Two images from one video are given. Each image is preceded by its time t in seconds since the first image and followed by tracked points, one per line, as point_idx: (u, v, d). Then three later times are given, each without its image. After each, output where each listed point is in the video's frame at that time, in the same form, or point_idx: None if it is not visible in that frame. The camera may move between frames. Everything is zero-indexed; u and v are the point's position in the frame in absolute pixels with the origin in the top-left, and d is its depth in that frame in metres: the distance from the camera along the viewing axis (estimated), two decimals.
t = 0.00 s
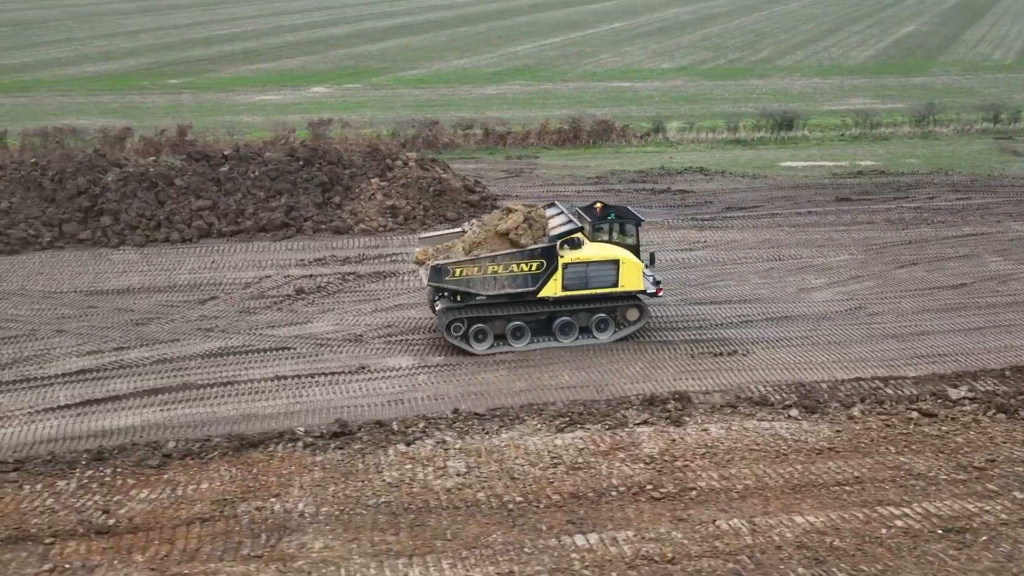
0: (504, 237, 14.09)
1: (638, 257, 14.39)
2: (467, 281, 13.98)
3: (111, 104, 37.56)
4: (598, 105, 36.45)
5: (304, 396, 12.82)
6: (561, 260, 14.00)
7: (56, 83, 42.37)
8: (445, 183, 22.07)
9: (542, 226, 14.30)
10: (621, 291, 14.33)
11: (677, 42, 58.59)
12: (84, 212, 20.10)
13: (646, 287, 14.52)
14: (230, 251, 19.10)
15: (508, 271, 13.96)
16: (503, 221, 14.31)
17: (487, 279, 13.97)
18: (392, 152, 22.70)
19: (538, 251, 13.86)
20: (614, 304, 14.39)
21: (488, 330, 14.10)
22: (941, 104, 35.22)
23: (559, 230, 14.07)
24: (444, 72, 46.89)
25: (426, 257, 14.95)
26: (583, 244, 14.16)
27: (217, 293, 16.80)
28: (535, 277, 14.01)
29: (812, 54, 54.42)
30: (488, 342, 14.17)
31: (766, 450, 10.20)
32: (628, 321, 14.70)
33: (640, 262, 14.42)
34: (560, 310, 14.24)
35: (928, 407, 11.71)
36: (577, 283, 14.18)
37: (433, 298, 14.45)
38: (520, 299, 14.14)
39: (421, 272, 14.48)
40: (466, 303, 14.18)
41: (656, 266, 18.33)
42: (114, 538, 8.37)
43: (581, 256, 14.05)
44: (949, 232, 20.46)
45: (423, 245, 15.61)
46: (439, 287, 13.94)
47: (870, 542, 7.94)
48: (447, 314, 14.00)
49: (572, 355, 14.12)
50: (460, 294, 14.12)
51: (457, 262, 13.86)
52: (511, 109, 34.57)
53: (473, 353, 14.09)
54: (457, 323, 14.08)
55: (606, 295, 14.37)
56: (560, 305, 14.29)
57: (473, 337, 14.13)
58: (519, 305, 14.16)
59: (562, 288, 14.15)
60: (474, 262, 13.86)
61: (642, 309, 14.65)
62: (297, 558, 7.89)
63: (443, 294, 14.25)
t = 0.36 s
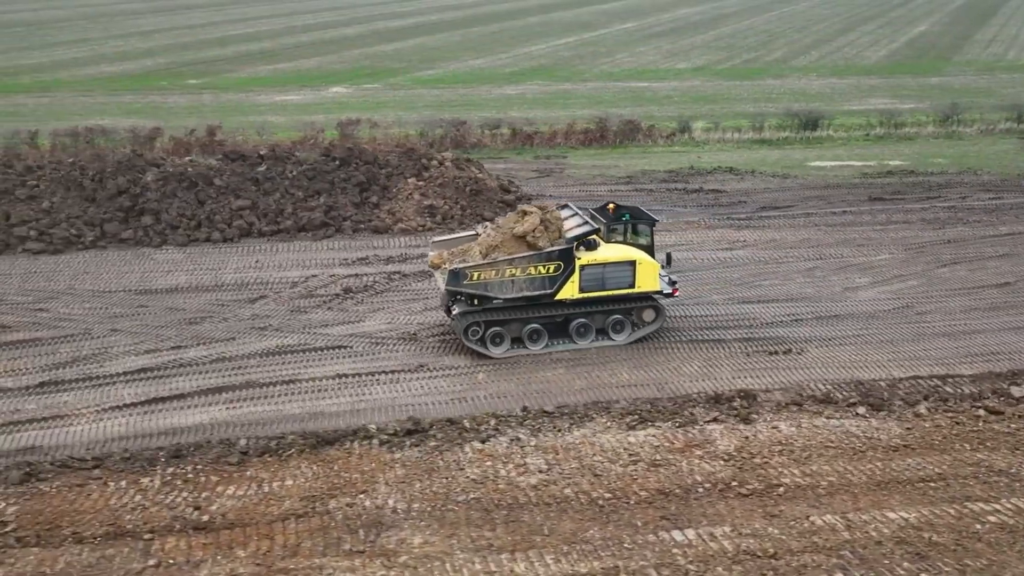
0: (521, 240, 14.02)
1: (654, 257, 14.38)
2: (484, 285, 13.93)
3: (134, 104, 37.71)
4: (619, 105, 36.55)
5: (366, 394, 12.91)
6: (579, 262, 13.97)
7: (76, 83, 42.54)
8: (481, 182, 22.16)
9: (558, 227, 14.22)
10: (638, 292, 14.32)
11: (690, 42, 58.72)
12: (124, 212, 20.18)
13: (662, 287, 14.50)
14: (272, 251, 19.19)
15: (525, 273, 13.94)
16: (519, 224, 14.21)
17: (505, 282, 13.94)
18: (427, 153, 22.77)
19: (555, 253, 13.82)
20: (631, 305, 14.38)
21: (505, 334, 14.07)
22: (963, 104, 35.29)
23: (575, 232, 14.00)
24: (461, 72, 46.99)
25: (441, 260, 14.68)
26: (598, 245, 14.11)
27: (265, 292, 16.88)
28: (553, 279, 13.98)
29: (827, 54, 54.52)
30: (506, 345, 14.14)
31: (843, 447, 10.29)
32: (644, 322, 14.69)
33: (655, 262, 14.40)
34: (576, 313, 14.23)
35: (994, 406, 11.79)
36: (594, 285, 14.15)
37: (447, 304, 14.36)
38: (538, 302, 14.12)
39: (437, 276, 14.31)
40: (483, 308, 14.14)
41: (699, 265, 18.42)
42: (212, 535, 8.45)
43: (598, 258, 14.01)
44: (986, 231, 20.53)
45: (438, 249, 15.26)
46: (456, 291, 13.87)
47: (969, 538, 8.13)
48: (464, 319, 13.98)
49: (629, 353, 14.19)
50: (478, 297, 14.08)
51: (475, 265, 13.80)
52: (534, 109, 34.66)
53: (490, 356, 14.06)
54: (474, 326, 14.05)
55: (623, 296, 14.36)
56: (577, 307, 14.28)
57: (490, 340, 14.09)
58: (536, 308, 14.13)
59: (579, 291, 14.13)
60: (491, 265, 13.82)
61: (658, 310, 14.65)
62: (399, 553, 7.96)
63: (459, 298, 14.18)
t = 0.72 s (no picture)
0: (542, 242, 14.06)
1: (672, 258, 14.40)
2: (505, 288, 13.84)
3: (157, 104, 37.81)
4: (642, 105, 36.63)
5: (432, 392, 13.00)
6: (599, 264, 13.94)
7: (97, 83, 42.65)
8: (519, 181, 22.24)
9: (576, 230, 14.27)
10: (657, 294, 14.32)
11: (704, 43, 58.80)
12: (168, 212, 20.26)
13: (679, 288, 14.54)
14: (316, 250, 19.29)
15: (546, 276, 13.86)
16: (539, 226, 14.24)
17: (526, 285, 13.86)
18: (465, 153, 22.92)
19: (576, 255, 13.79)
20: (650, 306, 14.41)
21: (525, 337, 13.99)
22: (985, 104, 35.40)
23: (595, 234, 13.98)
24: (480, 72, 47.06)
25: (460, 263, 14.48)
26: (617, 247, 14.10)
27: (317, 291, 16.96)
28: (573, 282, 13.94)
29: (842, 54, 54.61)
30: (526, 349, 14.04)
31: (922, 444, 10.39)
32: (662, 324, 14.69)
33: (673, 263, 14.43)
34: (595, 315, 14.20)
35: None
36: (614, 287, 14.13)
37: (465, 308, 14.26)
38: (558, 305, 14.08)
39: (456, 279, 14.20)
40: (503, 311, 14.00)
41: (743, 263, 18.49)
42: (313, 530, 8.52)
43: (617, 259, 14.00)
44: None
45: (455, 252, 15.09)
46: (477, 294, 13.79)
47: None
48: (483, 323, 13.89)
49: (688, 351, 14.27)
50: (498, 301, 13.99)
51: (496, 269, 13.73)
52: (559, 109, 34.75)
53: (512, 360, 13.95)
54: (495, 331, 13.96)
55: (642, 298, 14.36)
56: (596, 309, 14.24)
57: (511, 344, 14.00)
58: (555, 311, 14.08)
59: (599, 293, 14.10)
60: (512, 268, 13.75)
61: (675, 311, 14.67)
62: (507, 548, 8.04)
63: (479, 301, 14.09)
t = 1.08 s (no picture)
0: (565, 244, 14.04)
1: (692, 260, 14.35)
2: (529, 292, 13.75)
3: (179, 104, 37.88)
4: (663, 105, 36.70)
5: (495, 390, 13.07)
6: (622, 267, 13.88)
7: (116, 83, 42.73)
8: (555, 181, 22.33)
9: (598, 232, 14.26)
10: (679, 296, 14.28)
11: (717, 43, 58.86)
12: (209, 212, 20.32)
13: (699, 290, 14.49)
14: (358, 250, 19.38)
15: (570, 279, 13.78)
16: (562, 228, 14.22)
17: (549, 289, 13.77)
18: (500, 153, 23.03)
19: (600, 258, 13.72)
20: (672, 308, 14.34)
21: (547, 341, 13.90)
22: (1007, 104, 35.50)
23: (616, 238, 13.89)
24: (497, 72, 47.11)
25: (480, 267, 14.51)
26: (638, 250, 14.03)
27: (366, 290, 17.04)
28: (596, 284, 13.86)
29: (856, 54, 54.70)
30: (549, 352, 13.97)
31: (998, 442, 10.48)
32: (682, 325, 14.65)
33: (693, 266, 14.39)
34: (617, 318, 14.13)
35: None
36: (637, 290, 14.07)
37: (486, 313, 14.17)
38: (580, 308, 13.99)
39: (479, 283, 14.14)
40: (526, 315, 13.90)
41: (785, 262, 18.55)
42: (410, 527, 8.60)
43: (639, 262, 13.94)
44: None
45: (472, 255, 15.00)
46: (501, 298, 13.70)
47: None
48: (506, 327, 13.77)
49: (743, 350, 14.35)
50: (521, 305, 13.87)
51: (520, 272, 13.62)
52: (582, 108, 34.81)
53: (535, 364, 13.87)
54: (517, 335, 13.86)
55: (663, 300, 14.32)
56: (618, 312, 14.18)
57: (533, 348, 13.91)
58: (577, 314, 14.01)
59: (621, 295, 14.04)
60: (536, 272, 13.64)
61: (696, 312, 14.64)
62: (609, 543, 8.12)
63: (501, 306, 13.98)
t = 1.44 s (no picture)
0: (592, 246, 13.98)
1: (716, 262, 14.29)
2: (556, 295, 13.63)
3: (201, 104, 37.94)
4: (685, 105, 36.77)
5: (560, 389, 13.14)
6: (648, 270, 13.79)
7: (135, 83, 42.77)
8: (592, 181, 22.43)
9: (622, 234, 14.20)
10: (704, 298, 14.20)
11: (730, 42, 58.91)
12: (251, 211, 20.37)
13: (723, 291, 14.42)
14: (402, 250, 19.46)
15: (597, 282, 13.67)
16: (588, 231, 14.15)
17: (577, 292, 13.66)
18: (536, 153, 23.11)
19: (627, 261, 13.64)
20: (695, 311, 14.29)
21: (573, 344, 13.79)
22: None
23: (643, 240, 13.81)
24: (514, 72, 47.17)
25: (504, 270, 14.37)
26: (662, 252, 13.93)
27: (416, 290, 17.11)
28: (623, 287, 13.77)
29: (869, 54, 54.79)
30: (574, 356, 13.87)
31: None
32: (705, 328, 14.59)
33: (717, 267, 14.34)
34: (642, 320, 14.06)
35: None
36: (662, 292, 13.98)
37: (509, 318, 14.13)
38: (605, 311, 13.90)
39: (505, 286, 13.96)
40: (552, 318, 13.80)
41: (828, 261, 18.64)
42: (510, 523, 8.66)
43: (664, 264, 13.86)
44: None
45: (492, 257, 15.06)
46: (529, 301, 13.55)
47: None
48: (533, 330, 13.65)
49: (801, 348, 14.42)
50: (547, 308, 13.75)
51: (549, 275, 13.48)
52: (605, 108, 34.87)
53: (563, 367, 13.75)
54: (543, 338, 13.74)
55: (687, 302, 14.24)
56: (642, 315, 14.11)
57: (559, 351, 13.80)
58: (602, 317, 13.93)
59: (647, 298, 13.95)
60: (565, 274, 13.51)
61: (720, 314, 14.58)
62: (714, 539, 8.19)
63: (528, 309, 13.85)
